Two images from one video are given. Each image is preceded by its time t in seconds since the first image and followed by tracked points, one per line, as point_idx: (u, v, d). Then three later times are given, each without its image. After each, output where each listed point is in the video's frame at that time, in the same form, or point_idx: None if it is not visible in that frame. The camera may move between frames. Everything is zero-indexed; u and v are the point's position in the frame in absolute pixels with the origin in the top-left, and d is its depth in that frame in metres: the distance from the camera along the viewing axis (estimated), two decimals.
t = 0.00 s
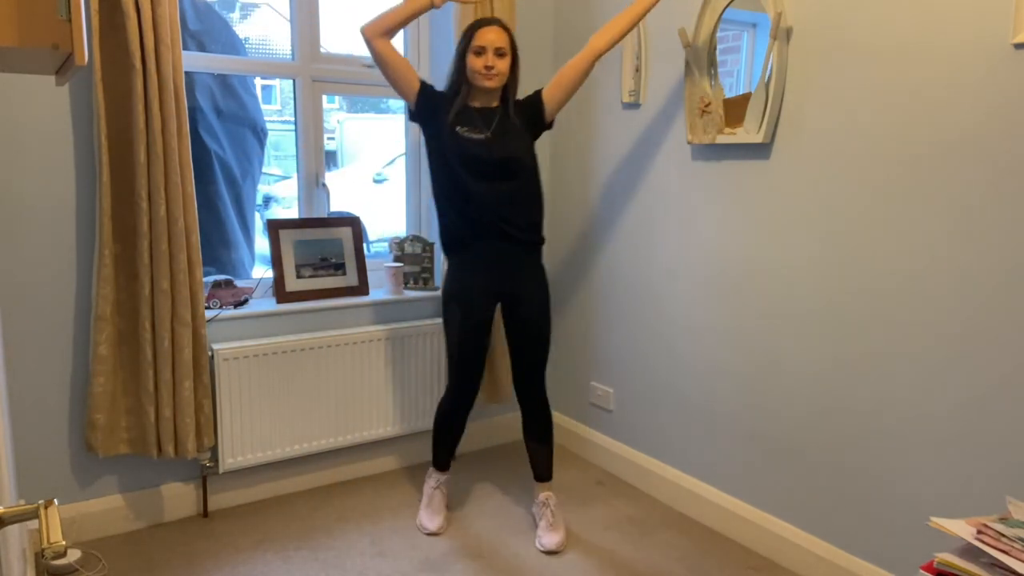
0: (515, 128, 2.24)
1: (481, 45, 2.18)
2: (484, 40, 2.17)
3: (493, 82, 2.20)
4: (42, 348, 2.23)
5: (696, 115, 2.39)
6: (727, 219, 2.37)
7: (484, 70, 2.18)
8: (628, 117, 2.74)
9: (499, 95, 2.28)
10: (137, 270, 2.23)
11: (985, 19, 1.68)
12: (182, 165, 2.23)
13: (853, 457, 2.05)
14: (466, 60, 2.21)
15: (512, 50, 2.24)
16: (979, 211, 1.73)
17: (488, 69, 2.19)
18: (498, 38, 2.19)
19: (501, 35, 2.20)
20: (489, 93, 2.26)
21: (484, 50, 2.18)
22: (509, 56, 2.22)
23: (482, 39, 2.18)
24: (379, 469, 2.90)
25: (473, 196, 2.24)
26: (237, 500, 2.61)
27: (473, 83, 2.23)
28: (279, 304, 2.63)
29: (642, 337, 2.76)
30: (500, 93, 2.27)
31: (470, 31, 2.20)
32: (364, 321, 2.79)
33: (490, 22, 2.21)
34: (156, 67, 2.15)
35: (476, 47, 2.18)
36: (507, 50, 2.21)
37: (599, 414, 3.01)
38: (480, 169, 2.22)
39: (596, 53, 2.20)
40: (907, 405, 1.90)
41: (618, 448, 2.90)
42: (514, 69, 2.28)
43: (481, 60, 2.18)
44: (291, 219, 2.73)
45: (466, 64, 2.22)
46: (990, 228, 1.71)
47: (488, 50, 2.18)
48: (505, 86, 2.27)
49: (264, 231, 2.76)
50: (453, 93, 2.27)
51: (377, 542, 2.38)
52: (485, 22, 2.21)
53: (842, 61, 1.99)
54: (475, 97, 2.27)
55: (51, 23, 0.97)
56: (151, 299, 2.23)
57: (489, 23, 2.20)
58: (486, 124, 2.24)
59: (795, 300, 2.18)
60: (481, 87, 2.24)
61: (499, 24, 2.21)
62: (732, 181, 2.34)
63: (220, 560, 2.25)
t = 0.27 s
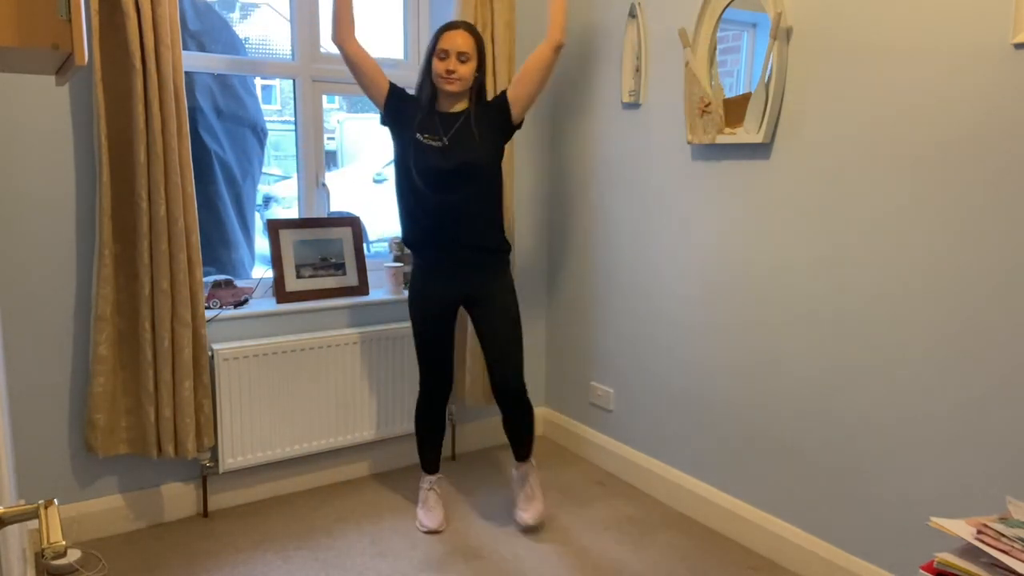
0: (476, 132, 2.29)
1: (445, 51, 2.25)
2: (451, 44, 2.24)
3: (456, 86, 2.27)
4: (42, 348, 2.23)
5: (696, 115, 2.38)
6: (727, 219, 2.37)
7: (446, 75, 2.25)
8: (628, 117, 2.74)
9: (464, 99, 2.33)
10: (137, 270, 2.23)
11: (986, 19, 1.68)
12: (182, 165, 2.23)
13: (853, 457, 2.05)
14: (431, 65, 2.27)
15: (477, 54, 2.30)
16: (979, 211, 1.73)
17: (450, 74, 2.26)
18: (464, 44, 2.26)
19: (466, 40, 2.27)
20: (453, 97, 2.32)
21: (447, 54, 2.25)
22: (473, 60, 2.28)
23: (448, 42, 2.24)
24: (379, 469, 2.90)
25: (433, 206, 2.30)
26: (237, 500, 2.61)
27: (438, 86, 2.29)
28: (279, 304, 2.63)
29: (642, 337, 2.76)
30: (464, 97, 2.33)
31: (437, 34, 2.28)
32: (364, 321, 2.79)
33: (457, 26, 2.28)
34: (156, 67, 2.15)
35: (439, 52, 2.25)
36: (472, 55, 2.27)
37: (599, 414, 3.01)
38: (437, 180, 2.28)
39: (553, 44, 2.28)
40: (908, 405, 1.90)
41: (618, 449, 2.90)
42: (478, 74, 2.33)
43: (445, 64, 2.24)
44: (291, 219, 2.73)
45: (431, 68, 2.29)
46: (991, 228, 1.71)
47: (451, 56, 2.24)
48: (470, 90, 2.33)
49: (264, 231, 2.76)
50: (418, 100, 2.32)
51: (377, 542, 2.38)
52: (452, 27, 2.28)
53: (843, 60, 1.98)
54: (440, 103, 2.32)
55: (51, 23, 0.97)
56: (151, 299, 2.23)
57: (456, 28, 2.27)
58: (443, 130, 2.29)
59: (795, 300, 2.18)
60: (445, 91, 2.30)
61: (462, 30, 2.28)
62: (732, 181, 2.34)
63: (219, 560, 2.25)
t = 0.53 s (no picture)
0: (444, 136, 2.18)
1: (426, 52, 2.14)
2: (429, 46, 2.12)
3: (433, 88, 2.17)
4: (42, 348, 2.23)
5: (696, 115, 2.38)
6: (727, 219, 2.37)
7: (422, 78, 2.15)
8: (628, 117, 2.74)
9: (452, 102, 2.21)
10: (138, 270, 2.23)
11: (986, 19, 1.68)
12: (182, 165, 2.23)
13: (853, 457, 2.05)
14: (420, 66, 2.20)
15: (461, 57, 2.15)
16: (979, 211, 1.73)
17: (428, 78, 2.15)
18: (444, 44, 2.11)
19: (451, 40, 2.12)
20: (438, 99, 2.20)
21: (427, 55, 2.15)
22: (455, 63, 2.14)
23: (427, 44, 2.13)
24: (379, 469, 2.90)
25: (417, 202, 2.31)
26: (237, 500, 2.61)
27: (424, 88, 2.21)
28: (279, 304, 2.63)
29: (642, 337, 2.76)
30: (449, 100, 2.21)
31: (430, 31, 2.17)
32: (363, 321, 2.79)
33: (447, 26, 2.14)
34: (156, 67, 2.15)
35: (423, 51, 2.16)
36: (453, 57, 2.13)
37: (599, 414, 3.01)
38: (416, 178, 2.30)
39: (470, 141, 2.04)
40: (908, 405, 1.90)
41: (618, 449, 2.90)
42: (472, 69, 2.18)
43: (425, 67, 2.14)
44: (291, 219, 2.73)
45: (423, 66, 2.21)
46: (991, 228, 1.71)
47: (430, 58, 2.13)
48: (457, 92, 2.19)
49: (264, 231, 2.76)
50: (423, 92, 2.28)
51: (377, 542, 2.38)
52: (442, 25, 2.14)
53: (843, 60, 1.98)
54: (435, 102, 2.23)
55: (51, 23, 0.96)
56: (151, 299, 2.23)
57: (444, 27, 2.14)
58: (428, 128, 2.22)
59: (795, 300, 2.18)
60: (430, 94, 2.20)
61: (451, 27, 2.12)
62: (732, 181, 2.34)
63: (219, 560, 2.25)
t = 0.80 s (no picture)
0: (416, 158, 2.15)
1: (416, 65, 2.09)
2: (422, 59, 2.08)
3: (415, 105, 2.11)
4: (42, 348, 2.23)
5: (696, 115, 2.39)
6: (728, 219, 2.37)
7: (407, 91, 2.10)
8: (628, 117, 2.74)
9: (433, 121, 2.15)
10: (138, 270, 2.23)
11: (986, 18, 1.68)
12: (182, 165, 2.23)
13: (853, 456, 2.06)
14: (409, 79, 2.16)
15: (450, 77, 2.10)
16: (979, 211, 1.73)
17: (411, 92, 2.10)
18: (436, 61, 2.08)
19: (445, 59, 2.09)
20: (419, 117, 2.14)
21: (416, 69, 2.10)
22: (442, 83, 2.09)
23: (420, 57, 2.09)
24: (379, 470, 2.90)
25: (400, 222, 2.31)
26: (237, 500, 2.61)
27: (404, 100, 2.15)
28: (280, 304, 2.63)
29: (642, 337, 2.76)
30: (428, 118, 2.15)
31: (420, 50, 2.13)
32: (363, 321, 2.79)
33: (441, 45, 2.11)
34: (156, 67, 2.15)
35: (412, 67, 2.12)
36: (442, 76, 2.08)
37: (599, 414, 3.01)
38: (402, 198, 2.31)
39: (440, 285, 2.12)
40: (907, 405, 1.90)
41: (618, 449, 2.90)
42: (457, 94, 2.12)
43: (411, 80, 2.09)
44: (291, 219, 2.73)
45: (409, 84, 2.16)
46: (991, 228, 1.71)
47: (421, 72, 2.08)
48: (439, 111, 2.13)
49: (264, 231, 2.76)
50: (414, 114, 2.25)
51: (377, 542, 2.38)
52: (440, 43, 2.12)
53: (843, 59, 1.98)
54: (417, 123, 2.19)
55: (51, 23, 0.96)
56: (151, 299, 2.23)
57: (441, 45, 2.11)
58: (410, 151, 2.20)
59: (796, 300, 2.17)
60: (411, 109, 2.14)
61: (444, 48, 2.10)
62: (732, 181, 2.34)
63: (219, 560, 2.25)
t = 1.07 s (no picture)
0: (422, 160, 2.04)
1: (428, 59, 2.00)
2: (435, 51, 1.99)
3: (428, 98, 1.99)
4: (42, 348, 2.23)
5: (696, 115, 2.39)
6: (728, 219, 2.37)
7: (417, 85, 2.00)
8: (628, 117, 2.74)
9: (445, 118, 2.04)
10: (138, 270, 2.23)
11: (985, 19, 1.68)
12: (182, 165, 2.23)
13: (852, 456, 2.06)
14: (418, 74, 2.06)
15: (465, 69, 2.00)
16: (978, 211, 1.73)
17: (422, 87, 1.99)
18: (451, 53, 1.98)
19: (459, 50, 1.99)
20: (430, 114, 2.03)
21: (429, 62, 2.00)
22: (456, 75, 1.99)
23: (433, 49, 2.00)
24: (379, 470, 2.90)
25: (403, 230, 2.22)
26: (236, 500, 2.61)
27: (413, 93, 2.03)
28: (279, 305, 2.63)
29: (642, 337, 2.76)
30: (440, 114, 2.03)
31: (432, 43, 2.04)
32: (363, 321, 2.79)
33: (454, 38, 2.02)
34: (156, 66, 2.15)
35: (423, 60, 2.01)
36: (456, 68, 1.98)
37: (599, 414, 3.01)
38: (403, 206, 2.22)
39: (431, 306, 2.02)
40: (907, 405, 1.91)
41: (618, 449, 2.90)
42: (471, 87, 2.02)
43: (423, 72, 1.99)
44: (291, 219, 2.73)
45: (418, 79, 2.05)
46: (991, 227, 1.71)
47: (433, 65, 1.98)
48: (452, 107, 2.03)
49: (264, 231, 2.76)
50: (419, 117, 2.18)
51: (377, 542, 2.38)
52: (451, 36, 2.03)
53: (843, 59, 1.98)
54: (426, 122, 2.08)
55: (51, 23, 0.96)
56: (151, 299, 2.23)
57: (453, 37, 2.02)
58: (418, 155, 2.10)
59: (796, 300, 2.18)
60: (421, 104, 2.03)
61: (457, 40, 2.02)
62: (732, 181, 2.34)
63: (219, 560, 2.24)
